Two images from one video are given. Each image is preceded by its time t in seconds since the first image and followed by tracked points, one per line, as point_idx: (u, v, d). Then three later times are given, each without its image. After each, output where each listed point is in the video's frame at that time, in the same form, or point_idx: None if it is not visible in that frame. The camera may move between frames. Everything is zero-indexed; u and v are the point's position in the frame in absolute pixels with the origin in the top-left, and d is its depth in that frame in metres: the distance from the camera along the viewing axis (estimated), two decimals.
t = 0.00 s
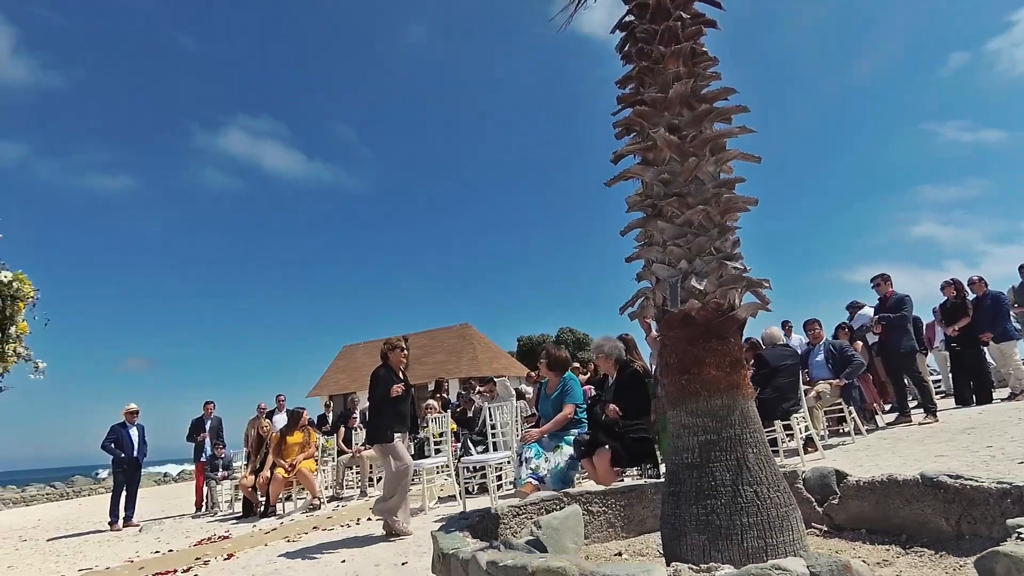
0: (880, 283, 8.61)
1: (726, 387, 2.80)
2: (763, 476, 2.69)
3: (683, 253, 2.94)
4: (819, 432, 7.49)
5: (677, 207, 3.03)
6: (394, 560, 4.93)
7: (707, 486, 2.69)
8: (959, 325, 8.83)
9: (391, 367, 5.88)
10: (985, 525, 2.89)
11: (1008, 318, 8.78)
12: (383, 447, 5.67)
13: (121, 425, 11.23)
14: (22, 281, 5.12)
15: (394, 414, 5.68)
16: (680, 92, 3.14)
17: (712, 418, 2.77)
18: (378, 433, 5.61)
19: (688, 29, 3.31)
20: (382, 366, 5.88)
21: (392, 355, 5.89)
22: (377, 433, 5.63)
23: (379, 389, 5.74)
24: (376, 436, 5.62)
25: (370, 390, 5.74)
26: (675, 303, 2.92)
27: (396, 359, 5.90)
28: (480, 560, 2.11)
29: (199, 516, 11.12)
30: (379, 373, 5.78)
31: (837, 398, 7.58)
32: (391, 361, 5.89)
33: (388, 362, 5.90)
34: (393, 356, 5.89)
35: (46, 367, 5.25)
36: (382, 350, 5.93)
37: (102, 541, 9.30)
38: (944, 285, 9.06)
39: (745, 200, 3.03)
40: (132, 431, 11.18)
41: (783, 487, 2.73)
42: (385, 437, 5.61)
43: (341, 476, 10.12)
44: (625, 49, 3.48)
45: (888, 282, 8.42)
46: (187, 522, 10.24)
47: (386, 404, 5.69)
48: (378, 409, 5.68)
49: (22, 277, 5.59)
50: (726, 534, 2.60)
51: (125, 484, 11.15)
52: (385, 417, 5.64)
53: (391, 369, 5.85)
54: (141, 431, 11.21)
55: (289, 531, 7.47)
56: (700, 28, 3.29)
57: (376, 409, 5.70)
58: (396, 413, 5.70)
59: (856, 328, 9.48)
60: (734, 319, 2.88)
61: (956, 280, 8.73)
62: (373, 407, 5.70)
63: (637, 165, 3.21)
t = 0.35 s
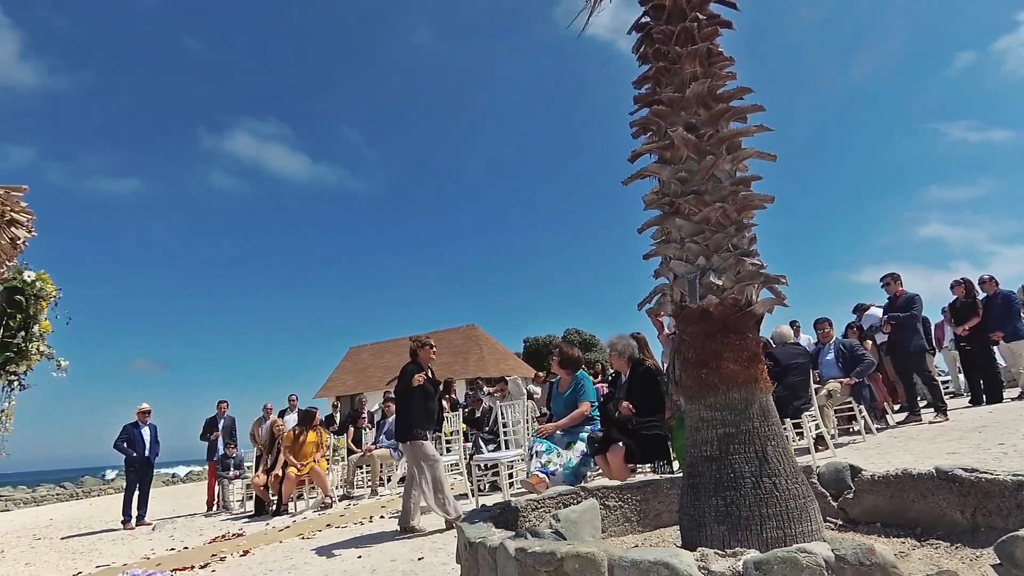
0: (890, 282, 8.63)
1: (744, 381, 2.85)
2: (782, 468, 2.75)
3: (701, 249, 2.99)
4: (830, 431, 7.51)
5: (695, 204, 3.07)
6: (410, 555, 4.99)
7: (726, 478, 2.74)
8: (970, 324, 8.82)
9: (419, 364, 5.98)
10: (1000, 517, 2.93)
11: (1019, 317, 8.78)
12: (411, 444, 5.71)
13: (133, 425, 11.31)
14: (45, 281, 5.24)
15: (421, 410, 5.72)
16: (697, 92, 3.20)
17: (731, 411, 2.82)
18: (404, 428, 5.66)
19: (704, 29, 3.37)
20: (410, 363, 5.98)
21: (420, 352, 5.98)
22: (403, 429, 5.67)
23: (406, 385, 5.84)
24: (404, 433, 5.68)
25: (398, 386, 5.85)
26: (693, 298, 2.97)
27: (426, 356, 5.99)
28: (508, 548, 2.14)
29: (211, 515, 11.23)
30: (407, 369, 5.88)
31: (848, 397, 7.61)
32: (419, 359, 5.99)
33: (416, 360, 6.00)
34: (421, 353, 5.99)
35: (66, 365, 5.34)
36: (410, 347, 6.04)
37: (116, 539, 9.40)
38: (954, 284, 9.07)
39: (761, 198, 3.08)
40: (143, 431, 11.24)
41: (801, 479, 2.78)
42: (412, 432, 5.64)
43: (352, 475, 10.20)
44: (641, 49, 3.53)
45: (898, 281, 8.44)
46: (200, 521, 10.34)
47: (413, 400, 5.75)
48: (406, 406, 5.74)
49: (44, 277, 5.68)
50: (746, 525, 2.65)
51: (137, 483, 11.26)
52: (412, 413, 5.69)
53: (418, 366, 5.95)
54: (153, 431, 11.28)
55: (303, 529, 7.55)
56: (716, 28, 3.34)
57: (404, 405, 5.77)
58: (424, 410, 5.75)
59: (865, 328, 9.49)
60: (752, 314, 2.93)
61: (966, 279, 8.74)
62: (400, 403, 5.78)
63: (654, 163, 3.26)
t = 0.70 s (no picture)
0: (895, 280, 8.69)
1: (757, 373, 2.92)
2: (795, 459, 2.82)
3: (714, 246, 3.06)
4: (836, 428, 7.57)
5: (708, 202, 3.14)
6: (424, 549, 5.07)
7: (741, 468, 2.81)
8: (973, 322, 8.87)
9: (449, 359, 6.05)
10: (1009, 507, 3.00)
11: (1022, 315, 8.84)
12: (437, 438, 5.80)
13: (141, 423, 11.37)
14: (62, 280, 5.33)
15: (450, 405, 5.81)
16: (710, 91, 3.27)
17: (745, 403, 2.89)
18: (431, 423, 5.77)
19: (716, 30, 3.43)
20: (440, 357, 6.05)
21: (450, 347, 6.03)
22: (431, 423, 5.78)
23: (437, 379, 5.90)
24: (430, 426, 5.78)
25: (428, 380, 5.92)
26: (707, 293, 3.03)
27: (455, 351, 6.05)
28: (533, 534, 2.20)
29: (219, 513, 11.32)
30: (437, 363, 5.95)
31: (853, 394, 7.67)
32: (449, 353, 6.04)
33: (445, 353, 6.06)
34: (450, 349, 6.03)
35: (83, 362, 5.42)
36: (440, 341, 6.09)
37: (126, 537, 9.47)
38: (958, 282, 9.13)
39: (773, 195, 3.14)
40: (152, 429, 11.30)
41: (813, 470, 2.85)
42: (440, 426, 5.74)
43: (359, 473, 10.28)
44: (654, 49, 3.59)
45: (902, 279, 8.50)
46: (208, 519, 10.41)
47: (442, 395, 5.84)
48: (434, 400, 5.83)
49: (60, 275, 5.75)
50: (761, 513, 2.72)
51: (146, 481, 11.35)
52: (440, 407, 5.78)
53: (448, 360, 6.01)
54: (160, 429, 11.32)
55: (314, 525, 7.63)
56: (728, 29, 3.41)
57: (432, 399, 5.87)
58: (451, 405, 5.84)
59: (869, 326, 9.55)
60: (765, 309, 2.99)
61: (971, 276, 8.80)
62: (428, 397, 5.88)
63: (667, 162, 3.33)
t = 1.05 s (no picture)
0: (900, 278, 8.73)
1: (770, 368, 2.96)
2: (808, 451, 2.86)
3: (726, 242, 3.10)
4: (841, 424, 7.61)
5: (721, 199, 3.18)
6: (435, 544, 5.12)
7: (754, 460, 2.86)
8: (978, 320, 8.89)
9: (475, 354, 6.12)
10: (1019, 499, 3.04)
11: None
12: (454, 431, 5.90)
13: (149, 422, 11.44)
14: (77, 278, 5.37)
15: (474, 401, 5.92)
16: (721, 90, 3.31)
17: (758, 397, 2.93)
18: (452, 415, 5.85)
19: (727, 29, 3.47)
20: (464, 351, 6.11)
21: (477, 343, 6.13)
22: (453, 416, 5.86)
23: (468, 375, 5.93)
24: (450, 419, 5.87)
25: (454, 373, 5.95)
26: (720, 289, 3.08)
27: (481, 348, 6.14)
28: (554, 523, 2.25)
29: (227, 511, 11.39)
30: (466, 357, 6.00)
31: (858, 391, 7.71)
32: (475, 348, 6.13)
33: (471, 348, 6.15)
34: (477, 345, 6.14)
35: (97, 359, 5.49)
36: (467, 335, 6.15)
37: (135, 534, 9.52)
38: (962, 280, 9.16)
39: (784, 192, 3.18)
40: (160, 428, 11.36)
41: (826, 462, 2.90)
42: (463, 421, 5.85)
43: (366, 470, 10.35)
44: (665, 48, 3.64)
45: (907, 276, 8.54)
46: (216, 516, 10.48)
47: (467, 390, 5.91)
48: (456, 392, 5.90)
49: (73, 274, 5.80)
50: (775, 505, 2.77)
51: (154, 479, 11.42)
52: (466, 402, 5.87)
53: (473, 354, 6.08)
54: (168, 428, 11.39)
55: (323, 522, 7.70)
56: (738, 28, 3.45)
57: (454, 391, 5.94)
58: (472, 400, 5.92)
59: (874, 324, 9.59)
60: (777, 304, 3.03)
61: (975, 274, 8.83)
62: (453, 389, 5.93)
63: (679, 159, 3.37)
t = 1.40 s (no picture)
0: (908, 275, 8.74)
1: (786, 361, 2.99)
2: (824, 443, 2.89)
3: (742, 238, 3.14)
4: (851, 421, 7.63)
5: (736, 194, 3.22)
6: (449, 539, 5.16)
7: (772, 453, 2.89)
8: (986, 316, 8.90)
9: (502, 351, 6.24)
10: None
11: None
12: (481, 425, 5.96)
13: (159, 421, 11.52)
14: (93, 277, 5.43)
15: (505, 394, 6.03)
16: (736, 87, 3.35)
17: (774, 390, 2.96)
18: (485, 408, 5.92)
19: (740, 27, 3.50)
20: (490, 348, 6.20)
21: (503, 339, 6.25)
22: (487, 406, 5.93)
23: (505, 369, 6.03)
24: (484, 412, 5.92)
25: (488, 368, 6.01)
26: (736, 283, 3.11)
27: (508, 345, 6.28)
28: (577, 513, 2.29)
29: (237, 508, 11.46)
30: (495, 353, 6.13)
31: (867, 387, 7.73)
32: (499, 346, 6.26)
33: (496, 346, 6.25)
34: (502, 342, 6.27)
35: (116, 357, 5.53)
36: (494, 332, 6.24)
37: (147, 531, 9.59)
38: (970, 277, 9.17)
39: (800, 187, 3.21)
40: (170, 427, 11.44)
41: (842, 454, 2.93)
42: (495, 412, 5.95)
43: (375, 468, 10.41)
44: (679, 46, 3.67)
45: (915, 273, 8.55)
46: (226, 514, 10.55)
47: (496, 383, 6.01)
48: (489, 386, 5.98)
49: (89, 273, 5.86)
50: (792, 496, 2.81)
51: (164, 477, 11.49)
52: (499, 397, 5.96)
53: (500, 351, 6.19)
54: (179, 426, 11.46)
55: (335, 518, 7.75)
56: (752, 26, 3.47)
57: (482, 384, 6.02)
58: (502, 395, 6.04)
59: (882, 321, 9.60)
60: (792, 298, 3.07)
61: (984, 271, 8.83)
62: (485, 383, 5.99)
63: (694, 156, 3.40)
